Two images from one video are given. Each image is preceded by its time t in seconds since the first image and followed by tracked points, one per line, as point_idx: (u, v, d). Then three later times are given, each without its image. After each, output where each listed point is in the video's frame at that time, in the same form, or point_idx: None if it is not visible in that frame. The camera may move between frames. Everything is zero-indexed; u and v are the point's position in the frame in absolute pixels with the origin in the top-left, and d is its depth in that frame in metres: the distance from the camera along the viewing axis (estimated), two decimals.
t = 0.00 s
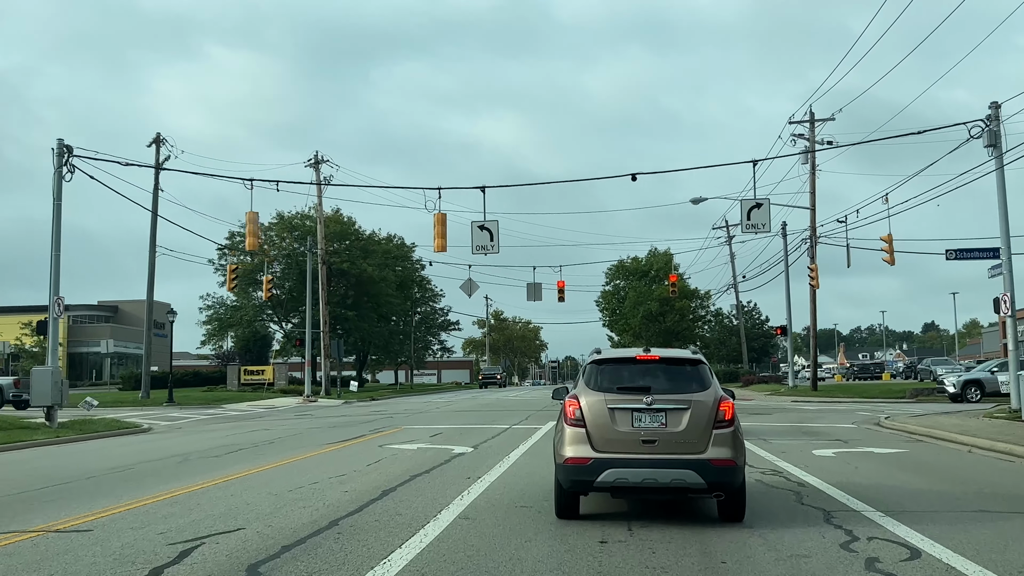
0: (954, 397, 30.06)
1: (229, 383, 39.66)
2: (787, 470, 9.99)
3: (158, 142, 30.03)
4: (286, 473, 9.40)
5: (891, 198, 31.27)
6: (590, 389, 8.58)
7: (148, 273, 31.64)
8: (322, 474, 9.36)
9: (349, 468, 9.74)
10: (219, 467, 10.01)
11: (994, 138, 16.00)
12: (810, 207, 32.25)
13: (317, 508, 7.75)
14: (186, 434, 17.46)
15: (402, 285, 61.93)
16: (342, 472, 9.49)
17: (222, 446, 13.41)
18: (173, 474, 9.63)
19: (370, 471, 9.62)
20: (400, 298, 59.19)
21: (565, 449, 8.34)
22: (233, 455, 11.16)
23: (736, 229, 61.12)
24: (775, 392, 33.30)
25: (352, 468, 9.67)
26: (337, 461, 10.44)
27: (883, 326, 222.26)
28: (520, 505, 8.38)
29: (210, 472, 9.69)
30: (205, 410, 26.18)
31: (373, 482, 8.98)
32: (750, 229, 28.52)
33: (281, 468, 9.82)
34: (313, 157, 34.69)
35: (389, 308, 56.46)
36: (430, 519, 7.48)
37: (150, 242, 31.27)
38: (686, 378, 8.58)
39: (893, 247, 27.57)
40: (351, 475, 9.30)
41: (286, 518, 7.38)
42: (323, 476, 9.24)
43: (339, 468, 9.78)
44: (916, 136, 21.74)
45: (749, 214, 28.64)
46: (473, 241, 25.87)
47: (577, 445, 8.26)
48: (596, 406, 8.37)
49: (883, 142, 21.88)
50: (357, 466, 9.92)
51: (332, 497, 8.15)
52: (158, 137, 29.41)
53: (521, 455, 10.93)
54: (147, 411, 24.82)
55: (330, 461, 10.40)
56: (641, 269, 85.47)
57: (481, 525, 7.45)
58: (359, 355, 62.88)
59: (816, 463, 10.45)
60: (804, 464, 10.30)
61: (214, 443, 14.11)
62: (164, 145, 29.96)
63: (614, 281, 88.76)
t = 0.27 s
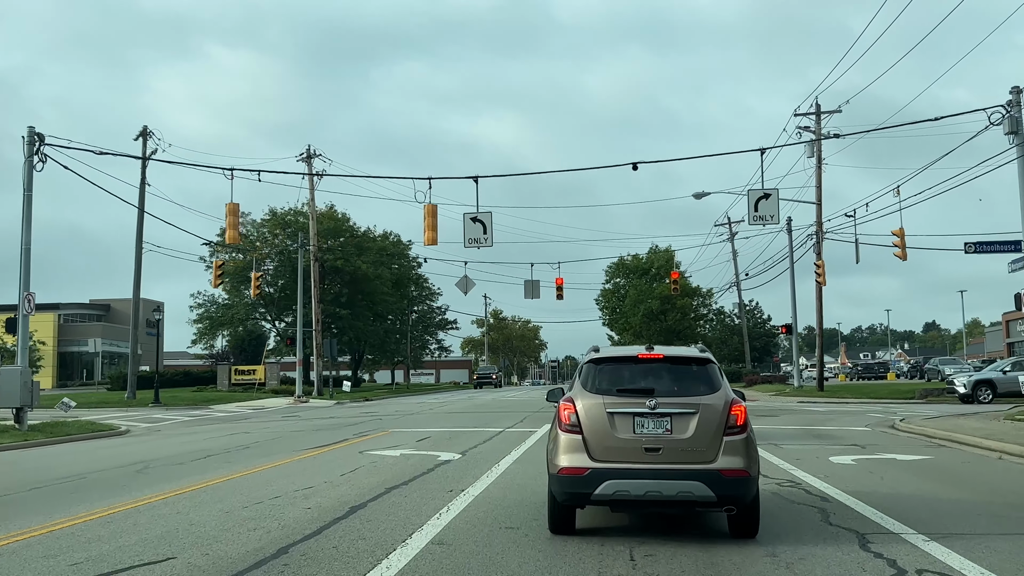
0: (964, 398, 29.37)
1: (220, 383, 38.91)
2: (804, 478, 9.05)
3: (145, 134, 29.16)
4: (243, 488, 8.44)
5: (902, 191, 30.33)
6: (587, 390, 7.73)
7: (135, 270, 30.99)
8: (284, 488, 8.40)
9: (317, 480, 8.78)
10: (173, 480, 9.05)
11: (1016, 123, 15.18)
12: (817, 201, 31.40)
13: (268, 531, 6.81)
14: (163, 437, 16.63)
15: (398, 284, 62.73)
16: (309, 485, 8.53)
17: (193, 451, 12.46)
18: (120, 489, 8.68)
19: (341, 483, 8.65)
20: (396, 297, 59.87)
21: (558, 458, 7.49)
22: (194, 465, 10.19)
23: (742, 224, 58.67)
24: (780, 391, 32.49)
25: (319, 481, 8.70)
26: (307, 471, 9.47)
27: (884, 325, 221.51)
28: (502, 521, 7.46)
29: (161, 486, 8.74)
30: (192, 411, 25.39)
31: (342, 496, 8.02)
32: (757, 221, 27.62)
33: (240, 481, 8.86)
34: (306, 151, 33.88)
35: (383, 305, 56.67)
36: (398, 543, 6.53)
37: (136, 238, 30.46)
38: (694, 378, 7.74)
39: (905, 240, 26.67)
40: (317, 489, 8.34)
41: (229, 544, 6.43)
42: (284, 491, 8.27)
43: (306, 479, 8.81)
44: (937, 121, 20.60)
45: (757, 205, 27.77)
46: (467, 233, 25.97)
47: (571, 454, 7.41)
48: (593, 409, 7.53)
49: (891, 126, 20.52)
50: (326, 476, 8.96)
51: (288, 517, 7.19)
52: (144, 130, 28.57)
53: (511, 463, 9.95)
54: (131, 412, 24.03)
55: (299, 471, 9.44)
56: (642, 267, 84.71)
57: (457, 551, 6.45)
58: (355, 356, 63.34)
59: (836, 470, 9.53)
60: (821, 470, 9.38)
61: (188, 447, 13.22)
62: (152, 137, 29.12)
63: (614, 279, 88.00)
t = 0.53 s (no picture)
0: (973, 399, 28.77)
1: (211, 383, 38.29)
2: (823, 488, 8.22)
3: (133, 127, 28.33)
4: (201, 501, 7.68)
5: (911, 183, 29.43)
6: (585, 393, 6.96)
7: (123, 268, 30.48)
8: (246, 501, 7.62)
9: (286, 492, 8.01)
10: (129, 492, 8.30)
11: None
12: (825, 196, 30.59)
13: (211, 558, 5.98)
14: (141, 440, 15.79)
15: (395, 282, 63.20)
16: (276, 498, 7.77)
17: (167, 456, 11.64)
18: (69, 500, 7.95)
19: (315, 494, 7.89)
20: (392, 296, 59.94)
21: (551, 469, 6.73)
22: (159, 475, 9.41)
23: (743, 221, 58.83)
24: (785, 392, 31.72)
25: (287, 492, 7.93)
26: (280, 478, 8.70)
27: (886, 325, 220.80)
28: (487, 540, 6.66)
29: (111, 498, 7.99)
30: (179, 411, 24.66)
31: (307, 512, 7.24)
32: (765, 211, 26.83)
33: (202, 491, 8.11)
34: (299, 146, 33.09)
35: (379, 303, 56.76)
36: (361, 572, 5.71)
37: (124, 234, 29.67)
38: (706, 379, 6.98)
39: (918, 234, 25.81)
40: (282, 502, 7.58)
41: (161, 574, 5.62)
42: (245, 505, 7.51)
43: (271, 491, 8.03)
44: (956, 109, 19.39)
45: (764, 196, 26.97)
46: (458, 226, 25.61)
47: (565, 463, 6.66)
48: (592, 413, 6.76)
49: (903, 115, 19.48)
50: (297, 487, 8.19)
51: (239, 537, 6.44)
52: (131, 122, 27.75)
53: (503, 472, 9.14)
54: (115, 413, 23.30)
55: (271, 478, 8.66)
56: (643, 266, 84.03)
57: None
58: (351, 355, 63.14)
59: (857, 479, 8.70)
60: (841, 481, 8.55)
61: (163, 452, 12.39)
62: (140, 131, 28.27)
63: (614, 277, 87.23)
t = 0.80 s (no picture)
0: (979, 399, 28.11)
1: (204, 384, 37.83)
2: (844, 500, 7.49)
3: (122, 121, 27.71)
4: (153, 516, 7.00)
5: (923, 176, 28.48)
6: (580, 395, 6.30)
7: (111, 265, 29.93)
8: (204, 517, 6.93)
9: (250, 505, 7.32)
10: (80, 502, 7.63)
11: None
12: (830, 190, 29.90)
13: None
14: (120, 443, 15.12)
15: (391, 281, 63.05)
16: (237, 512, 7.08)
17: (138, 461, 10.97)
18: (11, 513, 7.30)
19: (281, 508, 7.20)
20: (388, 295, 59.64)
21: (543, 480, 6.06)
22: (121, 481, 8.76)
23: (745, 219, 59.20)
24: (789, 392, 31.05)
25: (251, 506, 7.24)
26: (248, 488, 8.02)
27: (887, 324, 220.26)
28: (469, 562, 5.95)
29: (58, 511, 7.32)
30: (167, 412, 24.04)
31: (268, 530, 6.54)
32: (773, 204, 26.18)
33: (158, 504, 7.43)
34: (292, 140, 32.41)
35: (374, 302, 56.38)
36: None
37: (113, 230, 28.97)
38: (716, 379, 6.31)
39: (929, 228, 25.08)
40: (243, 518, 6.88)
41: None
42: (202, 520, 6.82)
43: (235, 504, 7.35)
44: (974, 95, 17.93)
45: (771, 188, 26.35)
46: (451, 219, 25.53)
47: (558, 474, 5.99)
48: (589, 418, 6.09)
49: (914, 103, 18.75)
50: (263, 499, 7.49)
51: (184, 560, 5.75)
52: (119, 115, 27.08)
53: (493, 482, 8.41)
54: (101, 415, 22.67)
55: (238, 488, 7.98)
56: (644, 264, 83.53)
57: None
58: (348, 355, 62.71)
59: (879, 489, 7.97)
60: (864, 491, 7.81)
61: (137, 457, 11.71)
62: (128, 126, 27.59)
63: (614, 276, 86.53)
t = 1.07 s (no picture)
0: (979, 400, 27.56)
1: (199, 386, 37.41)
2: (866, 512, 6.90)
3: (111, 115, 27.18)
4: (102, 533, 6.39)
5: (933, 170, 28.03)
6: (577, 399, 5.77)
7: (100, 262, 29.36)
8: (159, 533, 6.34)
9: (213, 519, 6.72)
10: (32, 514, 7.06)
11: None
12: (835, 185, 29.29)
13: None
14: (100, 446, 14.54)
15: (389, 279, 62.65)
16: (196, 528, 6.47)
17: (110, 467, 10.38)
18: None
19: (248, 523, 6.60)
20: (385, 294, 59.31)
21: (536, 493, 5.53)
22: (83, 489, 8.19)
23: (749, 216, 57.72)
24: (793, 392, 30.48)
25: (214, 521, 6.64)
26: (214, 498, 7.41)
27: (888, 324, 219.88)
28: None
29: (1, 525, 6.74)
30: (157, 413, 23.49)
31: (226, 551, 5.92)
32: (779, 196, 25.71)
33: (112, 517, 6.83)
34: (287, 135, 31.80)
35: (371, 301, 56.03)
36: None
37: (101, 226, 28.30)
38: (728, 381, 5.77)
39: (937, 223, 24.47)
40: (203, 535, 6.28)
41: None
42: (157, 538, 6.22)
43: (198, 517, 6.76)
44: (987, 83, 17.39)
45: (779, 179, 25.91)
46: (445, 213, 25.84)
47: (551, 490, 5.46)
48: (587, 425, 5.55)
49: (924, 93, 18.12)
50: (229, 512, 6.89)
51: None
52: (109, 110, 26.56)
53: (481, 492, 7.81)
54: (87, 416, 22.13)
55: (203, 499, 7.38)
56: (645, 262, 83.08)
57: None
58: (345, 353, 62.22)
59: (902, 499, 7.35)
60: (887, 502, 7.22)
61: (112, 463, 11.17)
62: (118, 122, 27.01)
63: (615, 274, 85.92)
